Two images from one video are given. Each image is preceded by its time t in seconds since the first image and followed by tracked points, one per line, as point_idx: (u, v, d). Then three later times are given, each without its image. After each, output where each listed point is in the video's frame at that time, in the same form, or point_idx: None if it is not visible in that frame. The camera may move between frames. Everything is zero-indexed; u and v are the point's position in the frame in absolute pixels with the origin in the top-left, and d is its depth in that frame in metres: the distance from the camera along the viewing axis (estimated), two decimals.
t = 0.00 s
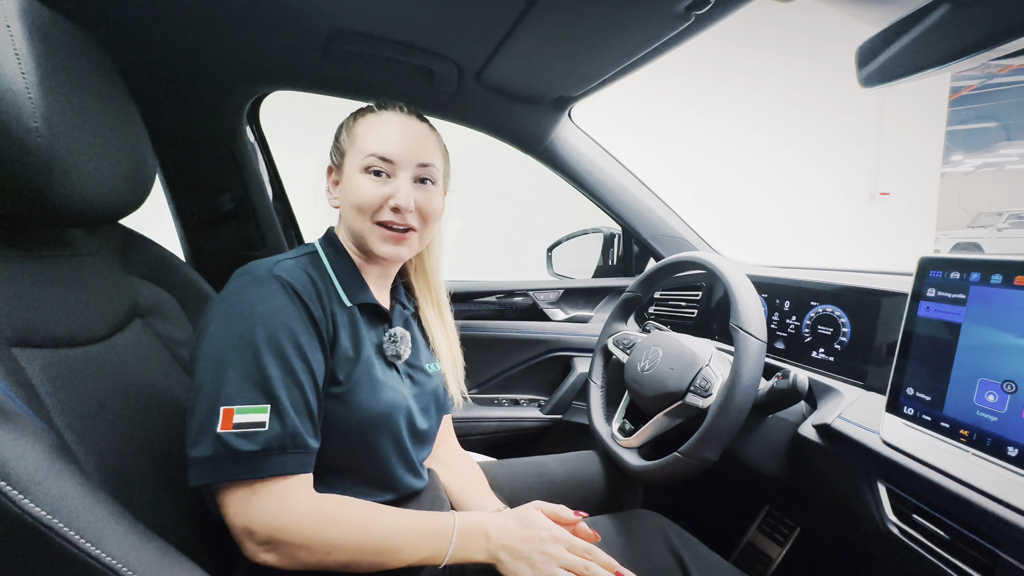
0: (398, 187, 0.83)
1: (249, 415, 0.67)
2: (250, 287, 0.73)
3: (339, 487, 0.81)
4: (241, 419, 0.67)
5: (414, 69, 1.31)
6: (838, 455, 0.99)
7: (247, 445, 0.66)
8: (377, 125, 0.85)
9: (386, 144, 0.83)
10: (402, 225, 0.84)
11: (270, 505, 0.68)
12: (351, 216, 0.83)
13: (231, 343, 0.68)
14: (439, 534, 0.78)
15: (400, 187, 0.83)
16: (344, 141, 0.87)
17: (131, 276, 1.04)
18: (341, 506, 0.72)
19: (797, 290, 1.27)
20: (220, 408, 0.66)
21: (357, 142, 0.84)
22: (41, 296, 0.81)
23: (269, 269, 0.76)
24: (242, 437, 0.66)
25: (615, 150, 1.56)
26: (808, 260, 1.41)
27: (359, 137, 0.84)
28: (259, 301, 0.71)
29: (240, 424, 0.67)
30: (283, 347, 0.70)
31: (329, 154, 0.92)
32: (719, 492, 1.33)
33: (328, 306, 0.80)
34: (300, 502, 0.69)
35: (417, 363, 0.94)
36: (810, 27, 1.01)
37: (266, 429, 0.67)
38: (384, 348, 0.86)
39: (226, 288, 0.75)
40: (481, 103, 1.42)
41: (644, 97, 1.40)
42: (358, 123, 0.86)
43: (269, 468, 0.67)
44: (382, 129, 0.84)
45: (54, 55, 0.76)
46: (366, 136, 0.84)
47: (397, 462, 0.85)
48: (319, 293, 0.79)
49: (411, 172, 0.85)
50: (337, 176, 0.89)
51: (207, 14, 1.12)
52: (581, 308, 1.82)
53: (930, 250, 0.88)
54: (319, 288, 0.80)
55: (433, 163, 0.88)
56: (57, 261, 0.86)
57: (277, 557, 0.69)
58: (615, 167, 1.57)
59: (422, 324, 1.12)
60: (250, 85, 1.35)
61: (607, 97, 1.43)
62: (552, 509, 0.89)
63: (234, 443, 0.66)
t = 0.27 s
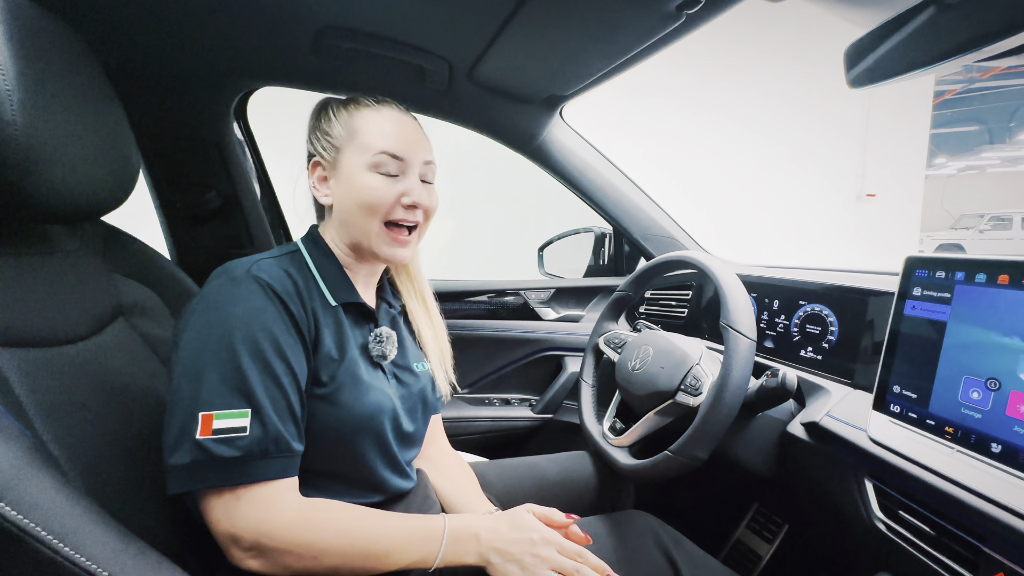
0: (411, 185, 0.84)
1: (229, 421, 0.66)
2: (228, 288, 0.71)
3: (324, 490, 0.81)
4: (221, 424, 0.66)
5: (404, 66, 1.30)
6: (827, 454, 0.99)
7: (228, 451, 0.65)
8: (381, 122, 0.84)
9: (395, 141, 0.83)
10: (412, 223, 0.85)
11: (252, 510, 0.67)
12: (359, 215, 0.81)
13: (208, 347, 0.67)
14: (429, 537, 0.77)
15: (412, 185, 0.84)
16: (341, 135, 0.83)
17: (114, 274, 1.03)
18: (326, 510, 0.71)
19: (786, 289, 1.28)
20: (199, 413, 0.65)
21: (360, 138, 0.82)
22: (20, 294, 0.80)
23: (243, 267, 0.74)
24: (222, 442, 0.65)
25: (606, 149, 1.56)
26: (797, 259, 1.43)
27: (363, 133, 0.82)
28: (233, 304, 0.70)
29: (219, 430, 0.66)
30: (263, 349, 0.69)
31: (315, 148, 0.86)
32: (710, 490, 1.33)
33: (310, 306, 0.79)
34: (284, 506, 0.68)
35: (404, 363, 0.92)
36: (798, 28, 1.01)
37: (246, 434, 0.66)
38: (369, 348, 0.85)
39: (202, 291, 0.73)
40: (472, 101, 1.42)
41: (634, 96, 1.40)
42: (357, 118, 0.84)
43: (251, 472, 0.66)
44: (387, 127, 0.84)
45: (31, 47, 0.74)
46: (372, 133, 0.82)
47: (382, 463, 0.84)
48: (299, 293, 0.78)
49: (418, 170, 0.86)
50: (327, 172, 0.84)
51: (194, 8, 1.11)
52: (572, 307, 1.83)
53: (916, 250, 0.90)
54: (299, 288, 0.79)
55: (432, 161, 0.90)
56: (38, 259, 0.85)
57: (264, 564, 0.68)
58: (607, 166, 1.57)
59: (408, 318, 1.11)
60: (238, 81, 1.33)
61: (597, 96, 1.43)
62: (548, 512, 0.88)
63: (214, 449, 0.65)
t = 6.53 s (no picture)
0: (367, 151, 0.89)
1: (206, 401, 0.64)
2: (167, 249, 0.71)
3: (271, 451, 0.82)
4: (199, 408, 0.64)
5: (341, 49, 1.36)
6: (719, 415, 1.10)
7: (210, 423, 0.64)
8: (342, 84, 0.86)
9: (355, 106, 0.86)
10: (363, 187, 0.91)
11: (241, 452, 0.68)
12: (315, 176, 0.84)
13: (156, 326, 0.65)
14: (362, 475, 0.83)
15: (368, 151, 0.89)
16: (294, 90, 0.83)
17: (35, 240, 1.04)
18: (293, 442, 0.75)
19: (697, 271, 1.40)
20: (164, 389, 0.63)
21: (321, 96, 0.83)
22: None
23: (170, 243, 0.71)
24: (202, 419, 0.64)
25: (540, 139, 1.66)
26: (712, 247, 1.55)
27: (324, 92, 0.84)
28: (183, 284, 0.67)
29: (197, 413, 0.64)
30: (216, 318, 0.68)
31: (258, 94, 0.84)
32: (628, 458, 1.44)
33: (246, 265, 0.79)
34: (263, 444, 0.70)
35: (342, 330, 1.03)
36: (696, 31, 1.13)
37: (227, 410, 0.66)
38: (316, 322, 0.93)
39: (137, 255, 0.72)
40: (408, 85, 1.49)
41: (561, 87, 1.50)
42: (315, 75, 0.84)
43: (233, 440, 0.66)
44: (346, 89, 0.86)
45: None
46: (334, 94, 0.84)
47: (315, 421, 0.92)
48: (240, 255, 0.79)
49: (370, 135, 0.90)
50: (272, 125, 0.84)
51: None
52: (512, 291, 1.92)
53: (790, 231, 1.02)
54: (238, 250, 0.79)
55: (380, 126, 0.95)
56: None
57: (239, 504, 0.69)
58: (542, 155, 1.65)
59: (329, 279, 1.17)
60: (174, 55, 1.36)
61: (527, 86, 1.53)
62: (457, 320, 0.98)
63: (196, 425, 0.63)
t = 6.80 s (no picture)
0: (280, 134, 0.87)
1: (144, 361, 0.66)
2: (119, 250, 0.75)
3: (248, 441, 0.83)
4: (138, 367, 0.65)
5: (341, 53, 1.37)
6: (717, 417, 1.10)
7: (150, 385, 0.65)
8: (252, 71, 0.87)
9: (262, 90, 0.86)
10: (290, 173, 0.89)
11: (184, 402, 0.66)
12: (232, 166, 0.87)
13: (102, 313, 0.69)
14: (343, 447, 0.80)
15: (282, 133, 0.87)
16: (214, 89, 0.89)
17: (39, 241, 1.05)
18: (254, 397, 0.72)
19: (695, 274, 1.40)
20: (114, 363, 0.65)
21: (228, 88, 0.87)
22: None
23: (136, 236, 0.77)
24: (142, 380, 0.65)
25: (540, 142, 1.67)
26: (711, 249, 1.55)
27: (232, 83, 0.87)
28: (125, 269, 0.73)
29: (138, 374, 0.65)
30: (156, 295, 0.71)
31: (198, 102, 0.93)
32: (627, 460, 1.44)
33: (206, 260, 0.83)
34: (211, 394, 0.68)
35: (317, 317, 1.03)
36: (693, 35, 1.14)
37: (165, 366, 0.66)
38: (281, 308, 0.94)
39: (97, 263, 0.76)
40: (409, 89, 1.50)
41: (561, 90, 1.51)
42: (227, 69, 0.88)
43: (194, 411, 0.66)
44: (255, 75, 0.87)
45: None
46: (239, 83, 0.86)
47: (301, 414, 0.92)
48: (195, 250, 0.83)
49: (291, 119, 0.89)
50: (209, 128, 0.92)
51: None
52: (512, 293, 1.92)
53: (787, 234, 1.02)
54: (196, 246, 0.83)
55: (315, 110, 0.93)
56: None
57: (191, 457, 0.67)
58: (542, 158, 1.66)
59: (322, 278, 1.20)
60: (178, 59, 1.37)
61: (527, 90, 1.54)
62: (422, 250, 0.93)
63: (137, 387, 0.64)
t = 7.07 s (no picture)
0: (262, 139, 0.88)
1: (62, 382, 0.67)
2: (69, 259, 0.76)
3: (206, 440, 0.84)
4: (55, 387, 0.66)
5: (343, 57, 1.38)
6: (715, 420, 1.10)
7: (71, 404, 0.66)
8: (235, 77, 0.88)
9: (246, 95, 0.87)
10: (270, 177, 0.89)
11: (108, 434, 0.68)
12: (211, 167, 0.86)
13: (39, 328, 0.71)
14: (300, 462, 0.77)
15: (264, 138, 0.88)
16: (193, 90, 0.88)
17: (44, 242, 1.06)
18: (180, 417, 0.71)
19: (695, 277, 1.40)
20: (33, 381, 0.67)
21: (209, 91, 0.87)
22: None
23: (90, 243, 0.79)
24: (59, 401, 0.66)
25: (540, 146, 1.68)
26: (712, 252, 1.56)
27: (214, 87, 0.87)
28: (70, 280, 0.73)
29: (55, 394, 0.67)
30: (91, 309, 0.71)
31: (173, 100, 0.92)
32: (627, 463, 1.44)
33: (162, 264, 0.83)
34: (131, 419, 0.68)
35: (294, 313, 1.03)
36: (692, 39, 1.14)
37: (80, 388, 0.67)
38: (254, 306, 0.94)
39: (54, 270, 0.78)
40: (411, 92, 1.51)
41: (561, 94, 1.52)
42: (208, 72, 0.88)
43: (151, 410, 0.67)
44: (238, 80, 0.88)
45: None
46: (221, 87, 0.87)
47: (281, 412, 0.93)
48: (150, 254, 0.83)
49: (273, 124, 0.90)
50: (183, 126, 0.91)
51: None
52: (513, 296, 1.93)
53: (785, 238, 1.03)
54: (152, 251, 0.84)
55: (295, 117, 0.94)
56: None
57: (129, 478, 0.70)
58: (542, 161, 1.67)
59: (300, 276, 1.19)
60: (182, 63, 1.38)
61: (528, 94, 1.54)
62: (368, 206, 0.78)
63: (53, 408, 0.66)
